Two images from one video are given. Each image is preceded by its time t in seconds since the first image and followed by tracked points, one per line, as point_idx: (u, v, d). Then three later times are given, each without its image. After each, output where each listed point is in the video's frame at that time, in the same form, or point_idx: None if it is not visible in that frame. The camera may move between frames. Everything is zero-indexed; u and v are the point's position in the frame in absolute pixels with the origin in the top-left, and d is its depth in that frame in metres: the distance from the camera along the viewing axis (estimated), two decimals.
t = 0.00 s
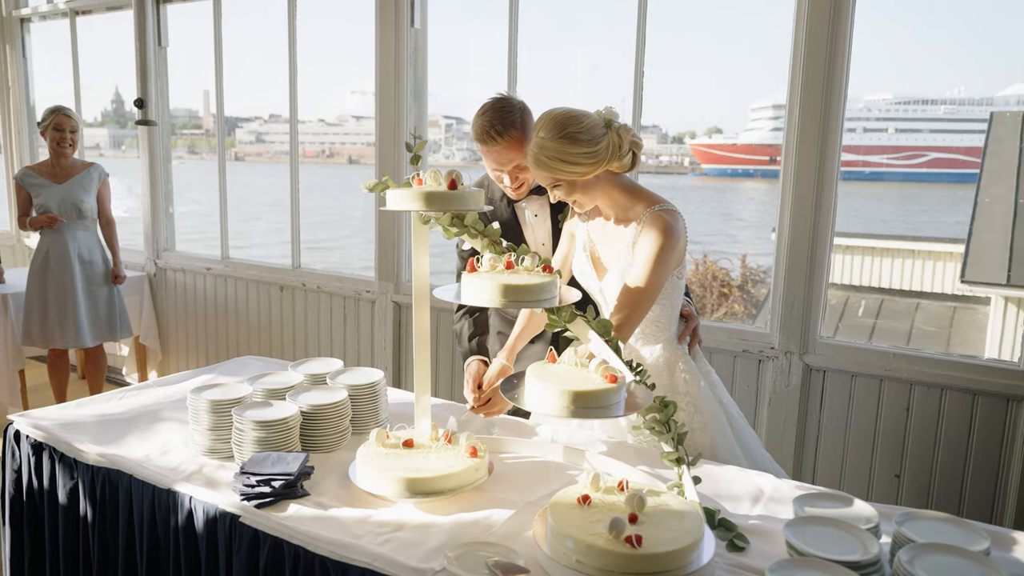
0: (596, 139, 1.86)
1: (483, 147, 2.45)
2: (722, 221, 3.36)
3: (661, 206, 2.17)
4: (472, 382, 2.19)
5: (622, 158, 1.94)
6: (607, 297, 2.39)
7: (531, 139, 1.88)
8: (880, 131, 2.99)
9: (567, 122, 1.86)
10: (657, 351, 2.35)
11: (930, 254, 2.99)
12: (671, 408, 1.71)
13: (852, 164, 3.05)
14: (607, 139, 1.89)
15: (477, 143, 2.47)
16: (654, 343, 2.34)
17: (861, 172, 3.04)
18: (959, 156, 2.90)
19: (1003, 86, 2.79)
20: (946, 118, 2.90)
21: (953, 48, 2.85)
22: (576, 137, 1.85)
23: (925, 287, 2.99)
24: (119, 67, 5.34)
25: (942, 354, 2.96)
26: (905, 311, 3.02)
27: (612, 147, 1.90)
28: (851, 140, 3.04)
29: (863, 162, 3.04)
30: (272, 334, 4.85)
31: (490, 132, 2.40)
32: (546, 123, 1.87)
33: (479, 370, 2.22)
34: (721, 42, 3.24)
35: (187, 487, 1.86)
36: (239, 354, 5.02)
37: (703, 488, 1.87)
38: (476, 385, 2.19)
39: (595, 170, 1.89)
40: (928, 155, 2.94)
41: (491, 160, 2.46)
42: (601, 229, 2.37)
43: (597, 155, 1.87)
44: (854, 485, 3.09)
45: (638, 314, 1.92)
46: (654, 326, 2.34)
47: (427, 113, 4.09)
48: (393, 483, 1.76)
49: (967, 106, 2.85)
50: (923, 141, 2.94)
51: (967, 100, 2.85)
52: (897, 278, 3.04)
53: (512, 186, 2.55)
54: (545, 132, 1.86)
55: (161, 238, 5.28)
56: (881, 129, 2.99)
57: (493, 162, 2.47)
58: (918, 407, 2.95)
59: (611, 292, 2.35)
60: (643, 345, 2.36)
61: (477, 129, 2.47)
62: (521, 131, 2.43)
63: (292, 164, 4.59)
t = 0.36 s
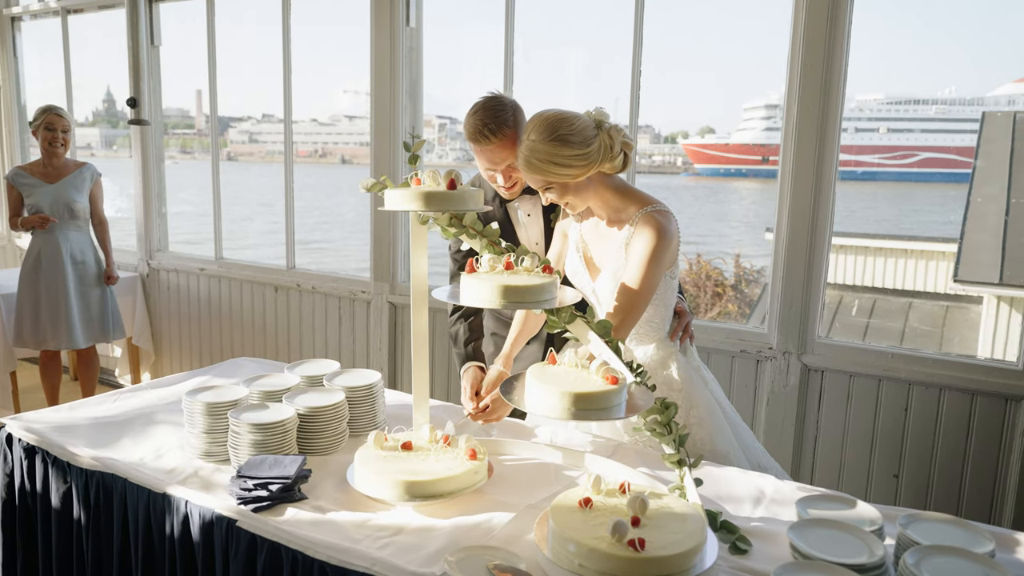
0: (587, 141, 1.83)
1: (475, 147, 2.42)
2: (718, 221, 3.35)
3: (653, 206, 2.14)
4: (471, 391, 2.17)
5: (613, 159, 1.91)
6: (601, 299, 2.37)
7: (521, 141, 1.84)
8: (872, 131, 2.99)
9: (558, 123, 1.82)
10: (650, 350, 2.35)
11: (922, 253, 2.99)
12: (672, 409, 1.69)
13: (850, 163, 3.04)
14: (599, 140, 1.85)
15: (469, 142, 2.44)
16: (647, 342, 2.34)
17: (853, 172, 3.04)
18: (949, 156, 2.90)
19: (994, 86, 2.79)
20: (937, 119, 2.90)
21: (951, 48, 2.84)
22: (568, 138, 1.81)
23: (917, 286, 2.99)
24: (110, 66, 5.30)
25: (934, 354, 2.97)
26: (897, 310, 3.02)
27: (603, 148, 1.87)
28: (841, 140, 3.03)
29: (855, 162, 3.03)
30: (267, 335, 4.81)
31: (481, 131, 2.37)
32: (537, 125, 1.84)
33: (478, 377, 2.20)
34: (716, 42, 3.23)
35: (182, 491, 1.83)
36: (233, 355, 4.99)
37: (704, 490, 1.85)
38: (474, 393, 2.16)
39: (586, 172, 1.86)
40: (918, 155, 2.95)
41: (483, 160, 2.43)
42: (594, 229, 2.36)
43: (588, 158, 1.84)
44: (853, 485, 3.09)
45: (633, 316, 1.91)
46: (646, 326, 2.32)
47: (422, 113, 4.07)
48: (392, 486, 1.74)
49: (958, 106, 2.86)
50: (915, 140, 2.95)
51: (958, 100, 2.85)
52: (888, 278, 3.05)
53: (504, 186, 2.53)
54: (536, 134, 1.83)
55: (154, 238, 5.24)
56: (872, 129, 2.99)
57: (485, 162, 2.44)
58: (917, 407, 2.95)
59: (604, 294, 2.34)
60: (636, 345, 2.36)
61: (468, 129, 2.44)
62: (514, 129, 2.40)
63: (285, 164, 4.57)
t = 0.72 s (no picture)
0: (576, 144, 1.82)
1: (463, 148, 2.39)
2: (717, 221, 3.34)
3: (642, 208, 2.13)
4: (471, 403, 2.13)
5: (601, 161, 1.91)
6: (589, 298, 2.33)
7: (509, 146, 1.82)
8: (866, 131, 2.99)
9: (546, 127, 1.81)
10: (645, 348, 2.33)
11: (919, 253, 2.99)
12: (676, 411, 1.66)
13: (849, 163, 3.03)
14: (586, 143, 1.84)
15: (457, 143, 2.41)
16: (640, 341, 2.31)
17: (847, 172, 3.04)
18: (944, 156, 2.90)
19: (989, 86, 2.80)
20: (931, 119, 2.90)
21: (951, 47, 2.83)
22: (556, 143, 1.80)
23: (912, 286, 2.99)
24: (105, 65, 5.26)
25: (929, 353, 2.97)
26: (893, 310, 3.02)
27: (590, 151, 1.86)
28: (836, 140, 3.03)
29: (849, 162, 3.03)
30: (264, 336, 4.79)
31: (469, 130, 2.34)
32: (523, 129, 1.82)
33: (478, 388, 2.16)
34: (714, 42, 3.22)
35: (180, 494, 1.81)
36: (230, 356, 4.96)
37: (707, 492, 1.84)
38: (474, 407, 2.12)
39: (574, 175, 1.85)
40: (912, 155, 2.95)
41: (472, 160, 2.40)
42: (584, 230, 2.36)
43: (576, 161, 1.83)
44: (853, 486, 3.08)
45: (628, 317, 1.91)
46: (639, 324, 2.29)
47: (420, 113, 4.05)
48: (393, 489, 1.72)
49: (954, 105, 2.86)
50: (908, 141, 2.95)
51: (952, 101, 2.86)
52: (883, 277, 3.05)
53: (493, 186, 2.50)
54: (523, 139, 1.81)
55: (149, 238, 5.20)
56: (866, 129, 2.99)
57: (474, 163, 2.41)
58: (917, 408, 2.94)
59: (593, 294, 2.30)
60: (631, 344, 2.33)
61: (455, 130, 2.41)
62: (501, 128, 2.39)
63: (281, 165, 4.54)
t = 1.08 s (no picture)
0: (561, 164, 1.87)
1: (444, 152, 2.45)
2: (716, 221, 3.32)
3: (625, 219, 2.12)
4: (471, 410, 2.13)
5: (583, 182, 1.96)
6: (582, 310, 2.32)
7: (496, 160, 1.86)
8: (861, 131, 2.98)
9: (531, 145, 1.85)
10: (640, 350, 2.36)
11: (916, 252, 2.98)
12: (682, 413, 1.64)
13: (851, 163, 3.01)
14: (571, 164, 1.89)
15: (438, 145, 2.45)
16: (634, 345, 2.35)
17: (842, 173, 3.03)
18: (938, 156, 2.90)
19: (983, 86, 2.79)
20: (926, 118, 2.90)
21: (951, 47, 2.83)
22: (543, 160, 1.84)
23: (909, 286, 2.98)
24: (100, 65, 5.22)
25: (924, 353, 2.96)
26: (889, 310, 3.01)
27: (574, 172, 1.92)
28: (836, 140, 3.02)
29: (844, 162, 3.02)
30: (261, 337, 4.76)
31: (449, 131, 2.39)
32: (509, 146, 1.86)
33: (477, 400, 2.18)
34: (713, 42, 3.20)
35: (180, 499, 1.78)
36: (228, 357, 4.93)
37: (713, 495, 1.82)
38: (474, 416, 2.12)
39: (558, 196, 1.91)
40: (906, 155, 2.95)
41: (452, 162, 2.44)
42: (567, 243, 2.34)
43: (560, 181, 1.88)
44: (855, 487, 3.07)
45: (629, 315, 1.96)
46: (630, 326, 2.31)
47: (419, 112, 4.03)
48: (396, 493, 1.70)
49: (948, 106, 2.85)
50: (903, 141, 2.95)
51: (946, 101, 2.85)
52: (880, 277, 3.04)
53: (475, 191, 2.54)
54: (510, 154, 1.85)
55: (145, 238, 5.17)
56: (861, 130, 2.98)
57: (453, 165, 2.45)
58: (920, 408, 2.93)
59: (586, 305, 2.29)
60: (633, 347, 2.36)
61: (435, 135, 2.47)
62: (483, 130, 2.44)
63: (277, 165, 4.52)
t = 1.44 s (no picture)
0: (574, 130, 1.94)
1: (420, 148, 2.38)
2: (714, 221, 3.30)
3: (627, 201, 2.14)
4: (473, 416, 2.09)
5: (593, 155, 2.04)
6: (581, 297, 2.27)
7: (510, 122, 1.92)
8: (855, 131, 2.98)
9: (547, 109, 1.91)
10: (646, 346, 2.33)
11: (911, 252, 2.98)
12: (686, 415, 1.62)
13: (851, 163, 3.00)
14: (583, 134, 1.97)
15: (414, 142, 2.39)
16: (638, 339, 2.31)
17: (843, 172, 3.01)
18: (932, 156, 2.90)
19: (978, 86, 2.79)
20: (920, 118, 2.90)
21: (951, 46, 2.81)
22: (557, 122, 1.91)
23: (905, 286, 2.98)
24: (94, 64, 5.19)
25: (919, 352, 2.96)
26: (884, 309, 3.01)
27: (586, 141, 1.98)
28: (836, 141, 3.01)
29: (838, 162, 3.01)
30: (258, 338, 4.73)
31: (424, 128, 2.33)
32: (524, 107, 1.92)
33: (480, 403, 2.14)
34: (711, 41, 3.19)
35: (178, 504, 1.76)
36: (224, 358, 4.90)
37: (717, 498, 1.81)
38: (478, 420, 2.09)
39: (567, 161, 1.96)
40: (901, 155, 2.95)
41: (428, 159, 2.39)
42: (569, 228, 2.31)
43: (571, 147, 1.94)
44: (857, 489, 3.06)
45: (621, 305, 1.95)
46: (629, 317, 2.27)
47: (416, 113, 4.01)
48: (397, 497, 1.68)
49: (941, 106, 2.85)
50: (897, 141, 2.94)
51: (940, 101, 2.85)
52: (877, 277, 3.04)
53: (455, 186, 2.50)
54: (524, 114, 1.91)
55: (140, 239, 5.13)
56: (855, 129, 2.98)
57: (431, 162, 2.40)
58: (922, 409, 2.92)
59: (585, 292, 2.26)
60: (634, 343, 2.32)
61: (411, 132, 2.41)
62: (459, 124, 2.39)
63: (272, 165, 4.49)
